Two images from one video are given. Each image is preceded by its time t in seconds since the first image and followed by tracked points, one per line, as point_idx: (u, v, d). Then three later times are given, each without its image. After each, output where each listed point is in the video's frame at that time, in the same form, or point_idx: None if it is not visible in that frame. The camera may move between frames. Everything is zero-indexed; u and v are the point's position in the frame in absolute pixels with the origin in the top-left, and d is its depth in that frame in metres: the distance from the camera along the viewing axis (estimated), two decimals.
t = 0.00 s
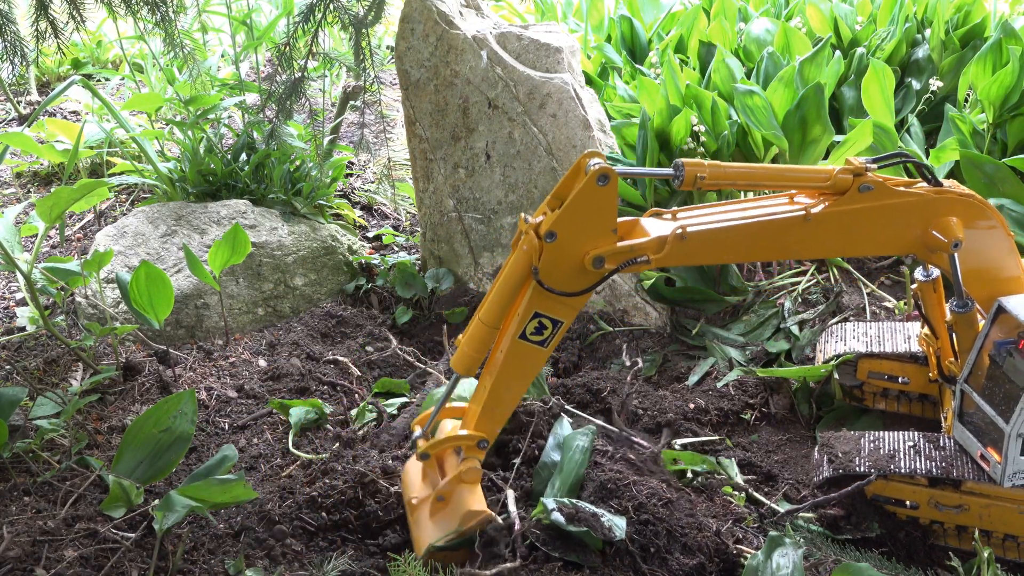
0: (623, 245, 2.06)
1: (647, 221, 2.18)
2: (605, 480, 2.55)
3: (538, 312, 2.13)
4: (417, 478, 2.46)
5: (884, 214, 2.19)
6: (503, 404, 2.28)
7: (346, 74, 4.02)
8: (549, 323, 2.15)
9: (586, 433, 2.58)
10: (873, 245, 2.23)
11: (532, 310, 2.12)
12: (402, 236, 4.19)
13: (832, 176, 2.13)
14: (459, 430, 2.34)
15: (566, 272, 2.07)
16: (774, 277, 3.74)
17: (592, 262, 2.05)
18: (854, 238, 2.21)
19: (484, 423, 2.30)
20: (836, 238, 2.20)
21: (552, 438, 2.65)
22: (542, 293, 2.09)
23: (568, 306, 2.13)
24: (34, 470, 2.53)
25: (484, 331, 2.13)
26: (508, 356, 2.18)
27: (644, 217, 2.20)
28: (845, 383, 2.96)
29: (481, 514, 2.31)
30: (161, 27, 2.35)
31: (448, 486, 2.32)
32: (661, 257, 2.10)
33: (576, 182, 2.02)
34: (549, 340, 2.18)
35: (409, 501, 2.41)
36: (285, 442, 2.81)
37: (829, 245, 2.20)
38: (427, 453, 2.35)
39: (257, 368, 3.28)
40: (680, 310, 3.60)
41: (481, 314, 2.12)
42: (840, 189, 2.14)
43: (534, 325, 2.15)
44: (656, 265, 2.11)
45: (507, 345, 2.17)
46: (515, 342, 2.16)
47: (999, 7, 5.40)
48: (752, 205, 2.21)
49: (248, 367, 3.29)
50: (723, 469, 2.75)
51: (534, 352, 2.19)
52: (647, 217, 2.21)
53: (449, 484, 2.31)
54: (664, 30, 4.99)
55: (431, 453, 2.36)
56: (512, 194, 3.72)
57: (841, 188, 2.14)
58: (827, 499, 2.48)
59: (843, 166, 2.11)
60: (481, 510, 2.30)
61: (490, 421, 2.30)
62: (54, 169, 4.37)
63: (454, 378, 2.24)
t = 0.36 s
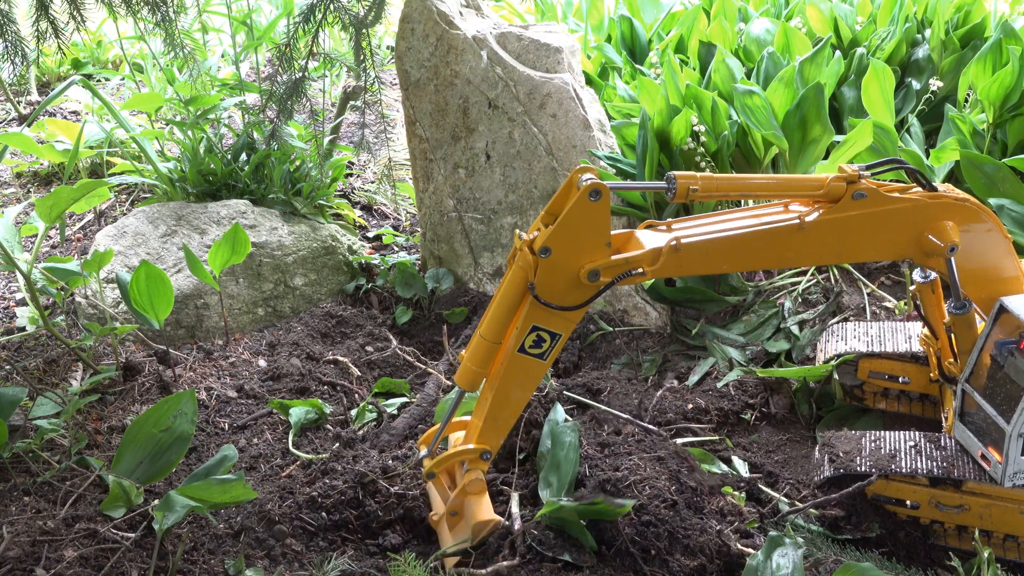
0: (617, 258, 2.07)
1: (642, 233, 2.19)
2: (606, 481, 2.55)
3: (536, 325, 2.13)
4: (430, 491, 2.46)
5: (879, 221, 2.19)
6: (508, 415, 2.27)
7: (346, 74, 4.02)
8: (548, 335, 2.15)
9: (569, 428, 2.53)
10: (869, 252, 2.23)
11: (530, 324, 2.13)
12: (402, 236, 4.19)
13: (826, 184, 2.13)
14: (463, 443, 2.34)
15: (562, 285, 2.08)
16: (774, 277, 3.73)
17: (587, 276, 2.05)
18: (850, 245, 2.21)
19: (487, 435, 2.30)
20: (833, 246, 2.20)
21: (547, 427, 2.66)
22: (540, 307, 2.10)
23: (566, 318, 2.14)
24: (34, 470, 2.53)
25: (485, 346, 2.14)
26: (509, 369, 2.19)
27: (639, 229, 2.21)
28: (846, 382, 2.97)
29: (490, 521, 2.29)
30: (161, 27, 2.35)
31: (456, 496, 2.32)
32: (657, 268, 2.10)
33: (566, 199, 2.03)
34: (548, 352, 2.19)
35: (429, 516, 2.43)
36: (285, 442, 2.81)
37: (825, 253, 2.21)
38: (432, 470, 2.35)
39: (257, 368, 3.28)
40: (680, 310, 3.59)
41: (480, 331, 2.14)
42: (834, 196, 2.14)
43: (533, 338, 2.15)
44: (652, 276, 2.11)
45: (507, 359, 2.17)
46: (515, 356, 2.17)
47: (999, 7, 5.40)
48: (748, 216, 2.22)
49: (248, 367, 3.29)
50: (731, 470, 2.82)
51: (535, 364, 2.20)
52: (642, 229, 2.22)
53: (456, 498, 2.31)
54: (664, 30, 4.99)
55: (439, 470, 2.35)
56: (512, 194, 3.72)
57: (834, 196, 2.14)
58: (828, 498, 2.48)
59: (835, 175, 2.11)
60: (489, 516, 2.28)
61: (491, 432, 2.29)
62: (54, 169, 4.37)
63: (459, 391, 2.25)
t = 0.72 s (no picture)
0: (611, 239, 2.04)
1: (636, 216, 2.17)
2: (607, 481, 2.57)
3: (531, 306, 2.10)
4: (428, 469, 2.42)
5: (873, 211, 2.18)
6: (502, 397, 2.23)
7: (346, 74, 4.03)
8: (542, 317, 2.12)
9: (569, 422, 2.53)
10: (863, 242, 2.23)
11: (525, 305, 2.09)
12: (401, 236, 4.19)
13: (820, 171, 2.12)
14: (458, 422, 2.30)
15: (556, 266, 2.05)
16: (773, 277, 3.73)
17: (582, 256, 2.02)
18: (845, 233, 2.20)
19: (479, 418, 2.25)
20: (829, 234, 2.19)
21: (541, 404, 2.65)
22: (535, 288, 2.07)
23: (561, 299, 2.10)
24: (34, 470, 2.53)
25: (479, 325, 2.12)
26: (503, 351, 2.15)
27: (634, 213, 2.18)
28: (846, 384, 2.98)
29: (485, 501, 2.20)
30: (161, 27, 2.35)
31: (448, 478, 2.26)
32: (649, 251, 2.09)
33: (564, 179, 1.99)
34: (542, 335, 2.15)
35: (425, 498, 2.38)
36: (285, 442, 2.81)
37: (818, 242, 2.19)
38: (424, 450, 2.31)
39: (257, 368, 3.29)
40: (680, 310, 3.59)
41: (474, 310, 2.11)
42: (828, 185, 2.13)
43: (528, 319, 2.11)
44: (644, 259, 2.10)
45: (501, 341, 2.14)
46: (509, 338, 2.13)
47: (999, 7, 5.40)
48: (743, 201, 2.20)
49: (248, 367, 3.30)
50: (730, 470, 2.83)
51: (529, 346, 2.16)
52: (637, 212, 2.20)
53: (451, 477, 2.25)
54: (664, 30, 4.99)
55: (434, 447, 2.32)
56: (513, 194, 3.72)
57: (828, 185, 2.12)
58: (827, 498, 2.50)
59: (830, 163, 2.09)
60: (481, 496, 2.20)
61: (486, 413, 2.26)
62: (54, 169, 4.37)
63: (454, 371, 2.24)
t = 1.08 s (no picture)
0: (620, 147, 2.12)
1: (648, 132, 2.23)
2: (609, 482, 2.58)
3: (536, 202, 2.18)
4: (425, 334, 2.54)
5: (882, 171, 2.20)
6: (501, 286, 2.33)
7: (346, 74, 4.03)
8: (545, 215, 2.20)
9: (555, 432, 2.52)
10: (868, 200, 2.25)
11: (530, 200, 2.18)
12: (402, 236, 4.19)
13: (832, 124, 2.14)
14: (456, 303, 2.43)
15: (564, 166, 2.13)
16: (774, 277, 3.72)
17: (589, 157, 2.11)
18: (851, 190, 2.22)
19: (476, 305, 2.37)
20: (834, 180, 2.20)
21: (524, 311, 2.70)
22: (544, 182, 2.15)
23: (565, 200, 2.18)
24: (34, 470, 2.53)
25: (488, 209, 2.22)
26: (505, 243, 2.25)
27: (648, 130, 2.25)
28: (847, 384, 2.99)
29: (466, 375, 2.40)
30: (161, 27, 2.35)
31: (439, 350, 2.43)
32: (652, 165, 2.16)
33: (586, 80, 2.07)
34: (544, 231, 2.23)
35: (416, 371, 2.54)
36: (285, 442, 2.81)
37: (822, 190, 2.22)
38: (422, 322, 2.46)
39: (257, 368, 3.28)
40: (680, 310, 3.62)
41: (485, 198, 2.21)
42: (841, 136, 2.14)
43: (531, 214, 2.20)
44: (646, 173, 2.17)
45: (504, 229, 2.23)
46: (512, 230, 2.22)
47: (998, 7, 5.41)
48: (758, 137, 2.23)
49: (248, 367, 3.29)
50: (730, 470, 2.83)
51: (530, 242, 2.25)
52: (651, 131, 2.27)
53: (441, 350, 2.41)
54: (664, 30, 4.99)
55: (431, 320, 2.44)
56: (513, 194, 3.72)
57: (841, 136, 2.14)
58: (827, 498, 2.49)
59: (845, 116, 2.11)
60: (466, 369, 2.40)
61: (484, 304, 2.37)
62: (54, 169, 4.37)
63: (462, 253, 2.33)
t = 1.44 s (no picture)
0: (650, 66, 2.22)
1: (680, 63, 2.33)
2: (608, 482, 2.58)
3: (564, 111, 2.29)
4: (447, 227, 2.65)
5: (899, 137, 2.27)
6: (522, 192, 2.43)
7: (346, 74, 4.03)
8: (570, 125, 2.30)
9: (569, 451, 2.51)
10: (881, 160, 2.32)
11: (559, 108, 2.28)
12: (401, 236, 4.20)
13: (858, 81, 2.21)
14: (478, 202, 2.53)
15: (594, 79, 2.24)
16: (773, 277, 3.72)
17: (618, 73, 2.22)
18: (862, 144, 2.29)
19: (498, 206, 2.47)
20: (851, 141, 2.29)
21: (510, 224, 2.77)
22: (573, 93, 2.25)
23: (591, 113, 2.29)
24: (34, 470, 2.53)
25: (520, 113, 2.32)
26: (529, 149, 2.35)
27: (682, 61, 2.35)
28: (847, 383, 3.01)
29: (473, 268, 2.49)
30: (160, 27, 2.35)
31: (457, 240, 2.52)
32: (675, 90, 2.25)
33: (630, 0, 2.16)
34: (569, 142, 2.34)
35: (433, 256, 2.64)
36: (285, 442, 2.81)
37: (838, 139, 2.29)
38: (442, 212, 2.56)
39: (257, 368, 3.29)
40: (679, 310, 3.62)
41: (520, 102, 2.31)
42: (866, 95, 2.22)
43: (557, 122, 2.31)
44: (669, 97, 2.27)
45: (532, 134, 2.34)
46: (537, 136, 2.33)
47: (998, 7, 5.41)
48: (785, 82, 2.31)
49: (248, 367, 3.30)
50: (730, 470, 2.83)
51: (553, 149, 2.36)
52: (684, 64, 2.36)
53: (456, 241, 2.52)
54: (664, 30, 4.99)
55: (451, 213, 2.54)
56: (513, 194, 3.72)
57: (865, 95, 2.22)
58: (827, 498, 2.50)
59: (872, 76, 2.19)
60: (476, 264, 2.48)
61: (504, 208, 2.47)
62: (54, 170, 4.37)
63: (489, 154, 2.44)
